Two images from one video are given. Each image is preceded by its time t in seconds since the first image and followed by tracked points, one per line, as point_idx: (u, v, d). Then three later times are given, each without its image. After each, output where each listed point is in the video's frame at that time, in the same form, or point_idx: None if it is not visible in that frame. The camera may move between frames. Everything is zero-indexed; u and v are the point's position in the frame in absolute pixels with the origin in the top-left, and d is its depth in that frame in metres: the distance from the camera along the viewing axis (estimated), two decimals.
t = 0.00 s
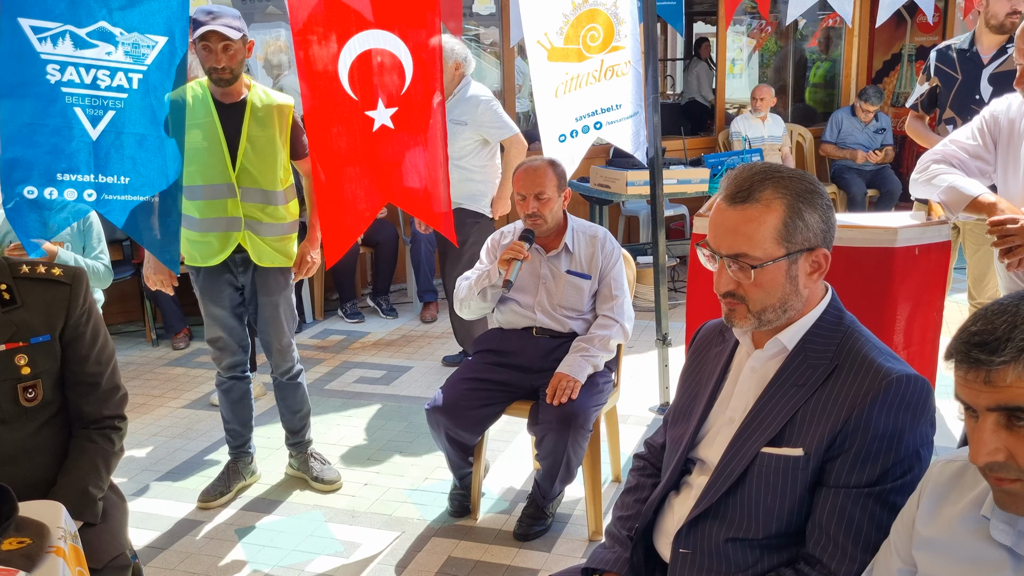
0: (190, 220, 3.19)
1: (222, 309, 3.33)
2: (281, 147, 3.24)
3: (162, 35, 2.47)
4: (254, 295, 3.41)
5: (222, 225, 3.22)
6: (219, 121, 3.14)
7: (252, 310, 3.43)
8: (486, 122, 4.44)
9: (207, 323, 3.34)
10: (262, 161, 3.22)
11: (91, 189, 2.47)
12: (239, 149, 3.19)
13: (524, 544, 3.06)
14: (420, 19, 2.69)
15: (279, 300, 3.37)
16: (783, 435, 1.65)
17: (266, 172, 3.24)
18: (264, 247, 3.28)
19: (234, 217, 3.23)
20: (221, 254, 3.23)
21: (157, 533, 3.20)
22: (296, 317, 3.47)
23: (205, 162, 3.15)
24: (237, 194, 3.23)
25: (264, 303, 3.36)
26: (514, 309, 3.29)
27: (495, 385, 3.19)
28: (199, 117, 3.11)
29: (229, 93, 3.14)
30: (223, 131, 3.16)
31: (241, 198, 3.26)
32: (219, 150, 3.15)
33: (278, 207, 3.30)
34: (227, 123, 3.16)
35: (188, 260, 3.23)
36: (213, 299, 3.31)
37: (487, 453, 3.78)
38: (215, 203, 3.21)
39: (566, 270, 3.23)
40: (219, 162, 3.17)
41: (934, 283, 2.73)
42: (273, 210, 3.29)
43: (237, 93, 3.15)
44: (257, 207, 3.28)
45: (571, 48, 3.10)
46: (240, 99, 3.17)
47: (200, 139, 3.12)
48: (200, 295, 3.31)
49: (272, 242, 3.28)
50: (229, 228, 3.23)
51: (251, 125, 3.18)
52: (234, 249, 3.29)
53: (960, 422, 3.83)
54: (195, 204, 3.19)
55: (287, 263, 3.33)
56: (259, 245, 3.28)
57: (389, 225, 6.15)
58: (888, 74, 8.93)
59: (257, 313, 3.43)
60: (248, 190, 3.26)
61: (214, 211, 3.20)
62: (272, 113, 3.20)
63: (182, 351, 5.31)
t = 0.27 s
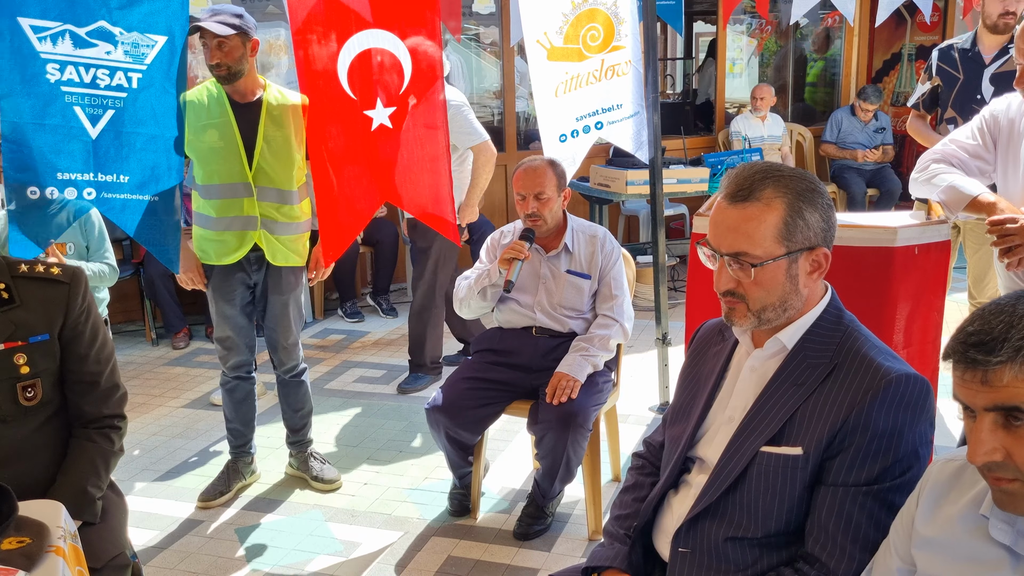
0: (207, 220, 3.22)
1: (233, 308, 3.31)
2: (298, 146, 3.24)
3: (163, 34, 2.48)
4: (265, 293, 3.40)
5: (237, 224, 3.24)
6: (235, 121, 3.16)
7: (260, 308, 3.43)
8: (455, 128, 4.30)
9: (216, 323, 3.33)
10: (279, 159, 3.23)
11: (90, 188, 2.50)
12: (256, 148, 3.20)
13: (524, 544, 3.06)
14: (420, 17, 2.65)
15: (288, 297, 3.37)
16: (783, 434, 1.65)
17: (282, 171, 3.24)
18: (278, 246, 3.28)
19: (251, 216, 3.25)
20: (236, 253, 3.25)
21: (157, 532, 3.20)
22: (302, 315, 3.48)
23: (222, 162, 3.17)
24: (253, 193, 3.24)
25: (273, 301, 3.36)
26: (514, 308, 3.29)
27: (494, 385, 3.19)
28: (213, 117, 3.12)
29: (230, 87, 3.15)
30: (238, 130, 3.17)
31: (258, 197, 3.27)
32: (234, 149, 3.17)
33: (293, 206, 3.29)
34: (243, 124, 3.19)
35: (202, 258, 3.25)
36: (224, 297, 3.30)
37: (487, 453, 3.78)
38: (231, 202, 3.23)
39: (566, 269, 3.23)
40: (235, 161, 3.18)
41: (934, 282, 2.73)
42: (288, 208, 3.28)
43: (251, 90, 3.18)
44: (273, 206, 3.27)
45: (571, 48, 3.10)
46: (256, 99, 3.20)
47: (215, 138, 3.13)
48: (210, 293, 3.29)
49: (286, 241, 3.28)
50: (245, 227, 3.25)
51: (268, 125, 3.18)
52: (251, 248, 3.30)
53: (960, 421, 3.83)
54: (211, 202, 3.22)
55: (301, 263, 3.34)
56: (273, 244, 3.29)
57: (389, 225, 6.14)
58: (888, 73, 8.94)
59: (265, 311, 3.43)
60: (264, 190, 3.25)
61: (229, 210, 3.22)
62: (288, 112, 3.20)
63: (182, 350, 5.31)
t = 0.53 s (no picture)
0: (217, 217, 3.24)
1: (239, 305, 3.30)
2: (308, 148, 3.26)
3: (162, 34, 2.52)
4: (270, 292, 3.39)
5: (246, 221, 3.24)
6: (247, 120, 3.18)
7: (264, 308, 3.43)
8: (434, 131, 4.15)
9: (218, 318, 3.31)
10: (289, 160, 3.26)
11: (89, 189, 2.53)
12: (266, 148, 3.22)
13: (524, 543, 3.07)
14: (420, 17, 2.64)
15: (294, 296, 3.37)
16: (781, 433, 1.65)
17: (293, 171, 3.27)
18: (286, 246, 3.29)
19: (258, 215, 3.26)
20: (244, 250, 3.25)
21: (157, 532, 3.20)
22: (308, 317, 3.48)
23: (232, 161, 3.20)
24: (261, 192, 3.26)
25: (279, 301, 3.36)
26: (514, 308, 3.29)
27: (494, 384, 3.19)
28: (227, 115, 3.16)
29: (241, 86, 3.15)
30: (249, 129, 3.19)
31: (267, 197, 3.28)
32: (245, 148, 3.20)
33: (302, 207, 3.31)
34: (254, 122, 3.19)
35: (211, 255, 3.27)
36: (229, 293, 3.28)
37: (487, 452, 3.78)
38: (240, 200, 3.24)
39: (566, 268, 3.23)
40: (246, 160, 3.21)
41: (934, 281, 2.73)
42: (296, 209, 3.30)
43: (266, 88, 3.18)
44: (281, 206, 3.29)
45: (571, 47, 3.10)
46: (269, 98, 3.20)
47: (228, 137, 3.17)
48: (216, 289, 3.28)
49: (294, 241, 3.28)
50: (253, 224, 3.25)
51: (279, 124, 3.20)
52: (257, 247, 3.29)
53: (960, 421, 3.83)
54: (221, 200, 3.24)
55: (308, 262, 3.33)
56: (281, 244, 3.29)
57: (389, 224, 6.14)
58: (887, 72, 8.95)
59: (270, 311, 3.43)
60: (273, 189, 3.27)
61: (238, 209, 3.23)
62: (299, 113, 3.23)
63: (182, 350, 5.31)
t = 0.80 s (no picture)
0: (222, 214, 3.27)
1: (242, 302, 3.31)
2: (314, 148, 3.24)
3: (162, 33, 2.52)
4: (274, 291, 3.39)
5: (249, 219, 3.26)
6: (253, 120, 3.19)
7: (267, 306, 3.43)
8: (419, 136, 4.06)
9: (223, 315, 3.33)
10: (293, 160, 3.24)
11: (91, 187, 2.58)
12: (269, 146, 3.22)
13: (524, 543, 3.07)
14: (420, 16, 2.64)
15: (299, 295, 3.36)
16: (781, 433, 1.65)
17: (299, 171, 3.24)
18: (288, 245, 3.28)
19: (261, 214, 3.26)
20: (247, 247, 3.25)
21: (157, 532, 3.20)
22: (311, 316, 3.47)
23: (237, 157, 3.21)
24: (265, 190, 3.25)
25: (282, 300, 3.36)
26: (514, 307, 3.29)
27: (494, 384, 3.19)
28: (234, 114, 3.18)
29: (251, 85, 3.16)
30: (255, 127, 3.20)
31: (270, 195, 3.27)
32: (249, 146, 3.20)
33: (304, 206, 3.27)
34: (261, 122, 3.20)
35: (217, 251, 3.29)
36: (233, 291, 3.30)
37: (486, 451, 3.79)
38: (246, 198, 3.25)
39: (566, 267, 3.23)
40: (249, 159, 3.22)
41: (933, 281, 2.73)
42: (299, 209, 3.28)
43: (272, 88, 3.19)
44: (285, 205, 3.28)
45: (570, 47, 3.10)
46: (276, 97, 3.21)
47: (234, 135, 3.19)
48: (221, 285, 3.30)
49: (297, 241, 3.28)
50: (255, 223, 3.26)
51: (284, 124, 3.19)
52: (259, 246, 3.29)
53: (959, 420, 3.84)
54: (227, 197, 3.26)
55: (309, 263, 3.31)
56: (283, 243, 3.29)
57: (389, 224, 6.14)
58: (887, 72, 8.96)
59: (273, 309, 3.42)
60: (276, 187, 3.26)
61: (242, 206, 3.25)
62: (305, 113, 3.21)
63: (182, 350, 5.31)
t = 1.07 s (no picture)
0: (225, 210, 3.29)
1: (242, 300, 3.32)
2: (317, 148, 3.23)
3: (162, 33, 2.53)
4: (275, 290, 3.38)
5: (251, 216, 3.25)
6: (257, 118, 3.19)
7: (269, 304, 3.43)
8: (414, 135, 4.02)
9: (224, 311, 3.33)
10: (294, 160, 3.24)
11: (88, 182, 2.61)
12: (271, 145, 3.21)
13: (524, 542, 3.07)
14: (420, 15, 2.63)
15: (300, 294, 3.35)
16: (784, 433, 1.65)
17: (297, 171, 3.25)
18: (286, 244, 3.28)
19: (261, 212, 3.25)
20: (246, 245, 3.25)
21: (157, 531, 3.20)
22: (313, 316, 3.46)
23: (239, 156, 3.22)
24: (265, 188, 3.25)
25: (283, 299, 3.35)
26: (513, 305, 3.29)
27: (494, 383, 3.19)
28: (238, 112, 3.19)
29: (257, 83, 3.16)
30: (258, 125, 3.20)
31: (269, 193, 3.28)
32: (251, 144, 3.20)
33: (304, 206, 3.28)
34: (264, 121, 3.21)
35: (219, 247, 3.30)
36: (234, 288, 3.30)
37: (486, 450, 3.79)
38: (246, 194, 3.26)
39: (566, 265, 3.22)
40: (252, 156, 3.21)
41: (933, 280, 2.73)
42: (297, 207, 3.28)
43: (276, 87, 3.19)
44: (284, 203, 3.28)
45: (570, 45, 3.09)
46: (280, 96, 3.20)
47: (238, 133, 3.20)
48: (222, 283, 3.30)
49: (296, 240, 3.27)
50: (255, 221, 3.25)
51: (286, 122, 3.19)
52: (258, 244, 3.29)
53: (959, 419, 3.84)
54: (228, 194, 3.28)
55: (307, 263, 3.30)
56: (281, 241, 3.28)
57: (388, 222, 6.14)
58: (887, 71, 8.95)
59: (275, 308, 3.42)
60: (276, 186, 3.27)
61: (243, 203, 3.26)
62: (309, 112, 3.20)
63: (182, 349, 5.31)
